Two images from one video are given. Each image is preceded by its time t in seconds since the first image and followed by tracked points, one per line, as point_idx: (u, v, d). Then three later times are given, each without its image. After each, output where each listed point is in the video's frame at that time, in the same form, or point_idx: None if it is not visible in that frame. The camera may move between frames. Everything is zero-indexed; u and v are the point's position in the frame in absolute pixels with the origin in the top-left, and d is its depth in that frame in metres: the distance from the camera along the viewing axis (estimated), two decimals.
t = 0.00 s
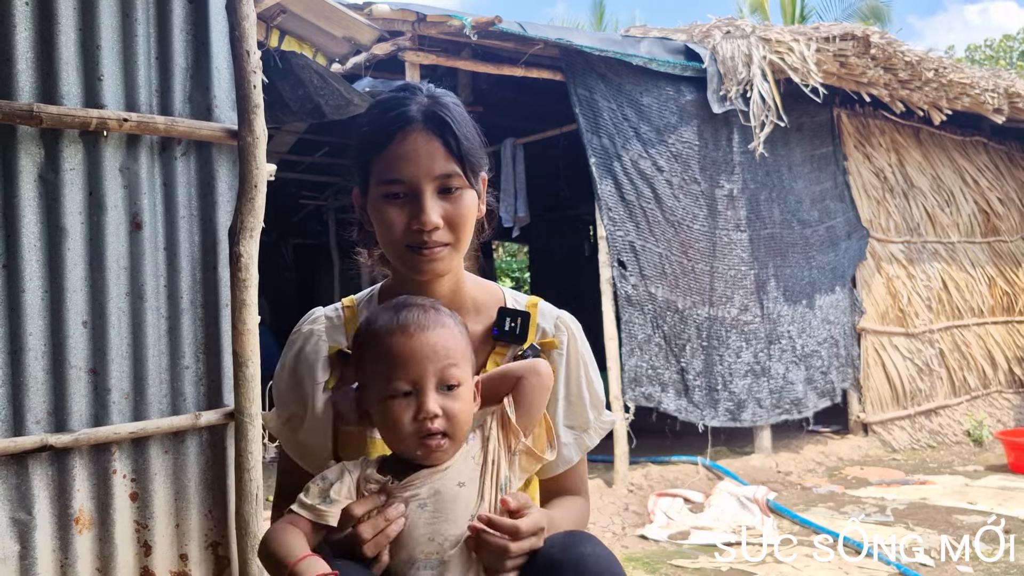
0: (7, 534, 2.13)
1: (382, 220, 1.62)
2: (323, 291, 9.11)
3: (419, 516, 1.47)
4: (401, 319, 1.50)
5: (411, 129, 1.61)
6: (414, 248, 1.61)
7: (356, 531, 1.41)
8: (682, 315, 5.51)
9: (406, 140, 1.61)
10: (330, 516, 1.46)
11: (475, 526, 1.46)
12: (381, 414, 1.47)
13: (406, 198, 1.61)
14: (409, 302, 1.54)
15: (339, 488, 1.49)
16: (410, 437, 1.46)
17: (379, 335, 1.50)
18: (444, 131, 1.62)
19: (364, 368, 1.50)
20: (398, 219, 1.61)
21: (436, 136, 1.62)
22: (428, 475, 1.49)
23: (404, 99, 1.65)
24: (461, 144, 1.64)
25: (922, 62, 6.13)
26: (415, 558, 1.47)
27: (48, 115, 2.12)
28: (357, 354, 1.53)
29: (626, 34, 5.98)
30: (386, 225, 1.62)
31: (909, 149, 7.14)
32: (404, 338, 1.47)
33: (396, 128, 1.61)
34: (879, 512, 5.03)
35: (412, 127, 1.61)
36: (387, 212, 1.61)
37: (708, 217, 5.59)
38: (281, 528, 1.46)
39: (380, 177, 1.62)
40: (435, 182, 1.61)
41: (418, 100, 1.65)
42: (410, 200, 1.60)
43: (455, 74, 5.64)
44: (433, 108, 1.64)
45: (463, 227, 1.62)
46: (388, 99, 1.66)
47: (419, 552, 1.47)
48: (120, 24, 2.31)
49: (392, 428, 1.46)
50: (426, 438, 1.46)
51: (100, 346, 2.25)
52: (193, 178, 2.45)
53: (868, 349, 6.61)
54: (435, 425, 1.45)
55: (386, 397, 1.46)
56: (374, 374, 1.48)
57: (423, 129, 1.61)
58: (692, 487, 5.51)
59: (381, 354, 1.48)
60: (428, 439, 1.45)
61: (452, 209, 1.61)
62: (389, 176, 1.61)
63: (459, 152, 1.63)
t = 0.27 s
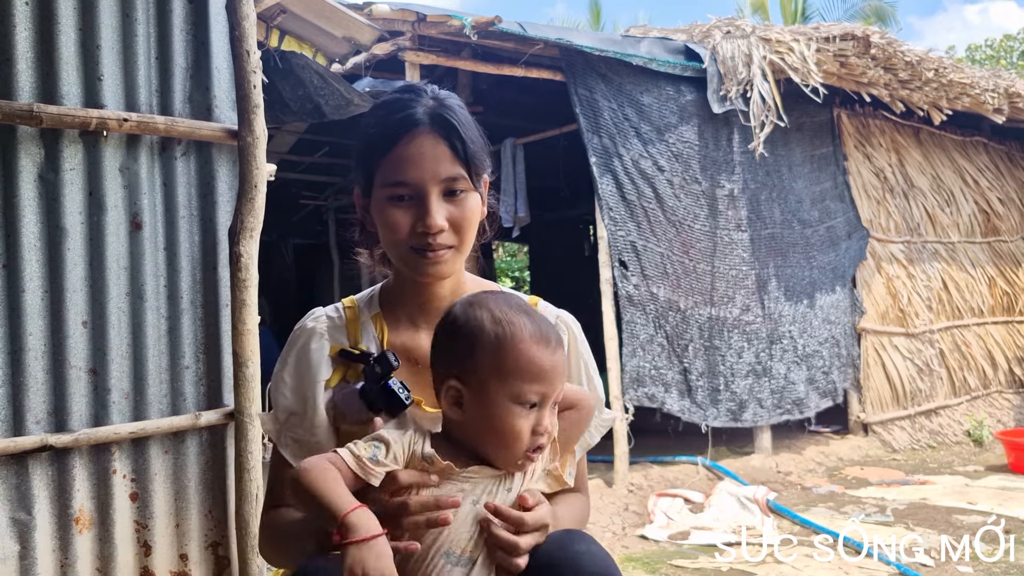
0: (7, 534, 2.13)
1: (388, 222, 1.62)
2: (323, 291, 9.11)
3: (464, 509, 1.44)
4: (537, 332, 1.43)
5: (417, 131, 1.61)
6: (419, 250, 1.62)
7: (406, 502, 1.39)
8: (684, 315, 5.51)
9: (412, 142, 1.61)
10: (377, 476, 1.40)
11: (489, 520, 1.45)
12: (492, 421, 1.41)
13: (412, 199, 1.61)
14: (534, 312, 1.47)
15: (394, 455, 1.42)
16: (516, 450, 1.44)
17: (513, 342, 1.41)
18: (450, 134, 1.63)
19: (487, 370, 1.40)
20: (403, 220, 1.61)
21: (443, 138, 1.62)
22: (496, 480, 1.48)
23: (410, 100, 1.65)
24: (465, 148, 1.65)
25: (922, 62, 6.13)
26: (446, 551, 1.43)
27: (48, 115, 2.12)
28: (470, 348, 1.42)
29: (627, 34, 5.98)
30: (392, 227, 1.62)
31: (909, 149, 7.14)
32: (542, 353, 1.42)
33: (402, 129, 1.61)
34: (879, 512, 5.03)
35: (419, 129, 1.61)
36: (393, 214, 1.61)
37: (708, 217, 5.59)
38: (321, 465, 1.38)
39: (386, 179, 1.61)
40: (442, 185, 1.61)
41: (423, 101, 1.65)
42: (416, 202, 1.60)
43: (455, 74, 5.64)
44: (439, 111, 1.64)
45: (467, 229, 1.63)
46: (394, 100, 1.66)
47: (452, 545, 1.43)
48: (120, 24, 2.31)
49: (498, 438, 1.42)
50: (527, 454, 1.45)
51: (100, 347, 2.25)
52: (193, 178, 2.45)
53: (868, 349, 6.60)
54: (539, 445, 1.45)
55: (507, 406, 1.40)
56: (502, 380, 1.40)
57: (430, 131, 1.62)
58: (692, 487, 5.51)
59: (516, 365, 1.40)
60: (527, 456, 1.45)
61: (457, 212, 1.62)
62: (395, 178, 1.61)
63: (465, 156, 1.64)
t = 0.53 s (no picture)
0: (7, 534, 2.13)
1: (390, 221, 1.61)
2: (323, 291, 9.10)
3: (451, 514, 1.42)
4: (562, 365, 1.38)
5: (418, 130, 1.60)
6: (420, 249, 1.61)
7: (415, 489, 1.37)
8: (686, 315, 5.51)
9: (413, 141, 1.60)
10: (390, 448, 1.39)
11: (474, 535, 1.42)
12: (507, 449, 1.37)
13: (413, 199, 1.60)
14: (559, 340, 1.41)
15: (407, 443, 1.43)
16: (525, 475, 1.40)
17: (536, 373, 1.36)
18: (452, 134, 1.63)
19: (508, 398, 1.35)
20: (404, 218, 1.60)
21: (444, 138, 1.62)
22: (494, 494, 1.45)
23: (412, 99, 1.64)
24: (466, 147, 1.64)
25: (922, 62, 6.12)
26: (429, 552, 1.41)
27: (48, 115, 2.12)
28: (493, 372, 1.37)
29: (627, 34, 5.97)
30: (395, 226, 1.61)
31: (909, 149, 7.13)
32: (564, 387, 1.37)
33: (403, 128, 1.60)
34: (879, 512, 5.02)
35: (421, 127, 1.60)
36: (394, 213, 1.61)
37: (709, 217, 5.59)
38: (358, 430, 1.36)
39: (387, 177, 1.61)
40: (443, 184, 1.60)
41: (425, 100, 1.64)
42: (417, 201, 1.60)
43: (455, 74, 5.63)
44: (440, 109, 1.64)
45: (467, 228, 1.63)
46: (395, 99, 1.66)
47: (436, 548, 1.41)
48: (119, 23, 2.30)
49: (509, 466, 1.39)
50: (536, 482, 1.42)
51: (100, 347, 2.24)
52: (192, 178, 2.44)
53: (868, 350, 6.60)
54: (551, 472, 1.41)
55: (523, 437, 1.36)
56: (522, 410, 1.35)
57: (431, 130, 1.61)
58: (692, 487, 5.51)
59: (537, 396, 1.35)
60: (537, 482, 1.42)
61: (458, 211, 1.61)
62: (396, 177, 1.60)
63: (466, 155, 1.63)
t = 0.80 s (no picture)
0: (7, 535, 2.12)
1: (378, 228, 1.61)
2: (323, 291, 9.11)
3: (404, 522, 1.36)
4: (503, 350, 1.30)
5: (408, 136, 1.59)
6: (407, 257, 1.61)
7: (361, 502, 1.32)
8: (687, 315, 5.51)
9: (403, 148, 1.59)
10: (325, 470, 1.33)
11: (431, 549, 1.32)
12: (459, 442, 1.32)
13: (401, 206, 1.60)
14: (499, 324, 1.33)
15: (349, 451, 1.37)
16: (482, 465, 1.35)
17: (477, 366, 1.28)
18: (440, 141, 1.60)
19: (452, 394, 1.28)
20: (391, 226, 1.60)
21: (433, 145, 1.60)
22: (452, 492, 1.38)
23: (404, 105, 1.63)
24: (458, 153, 1.62)
25: (922, 62, 6.13)
26: (386, 562, 1.35)
27: (48, 115, 2.12)
28: (432, 370, 1.30)
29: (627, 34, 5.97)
30: (382, 233, 1.61)
31: (909, 149, 7.13)
32: (507, 373, 1.30)
33: (392, 135, 1.59)
34: (879, 513, 5.02)
35: (409, 135, 1.59)
36: (382, 220, 1.61)
37: (709, 217, 5.59)
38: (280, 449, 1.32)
39: (376, 184, 1.61)
40: (431, 193, 1.59)
41: (417, 105, 1.63)
42: (404, 209, 1.59)
43: (455, 74, 5.63)
44: (431, 115, 1.62)
45: (456, 236, 1.61)
46: (388, 104, 1.65)
47: (395, 557, 1.35)
48: (119, 23, 2.30)
49: (465, 458, 1.33)
50: (495, 469, 1.36)
51: (100, 347, 2.24)
52: (192, 178, 2.44)
53: (868, 350, 6.60)
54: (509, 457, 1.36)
55: (474, 429, 1.30)
56: (468, 404, 1.29)
57: (420, 137, 1.59)
58: (692, 487, 5.51)
59: (481, 388, 1.28)
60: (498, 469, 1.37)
61: (446, 219, 1.60)
62: (386, 184, 1.60)
63: (455, 162, 1.61)
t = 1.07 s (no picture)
0: (7, 535, 2.12)
1: (360, 227, 1.62)
2: (323, 291, 9.11)
3: (350, 520, 1.33)
4: (441, 346, 1.29)
5: (389, 136, 1.58)
6: (388, 256, 1.61)
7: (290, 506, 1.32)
8: (688, 315, 5.51)
9: (384, 148, 1.58)
10: (251, 482, 1.35)
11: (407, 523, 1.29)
12: (400, 442, 1.30)
13: (382, 206, 1.60)
14: (437, 319, 1.32)
15: (265, 463, 1.37)
16: (425, 463, 1.32)
17: (413, 363, 1.27)
18: (422, 141, 1.58)
19: (390, 392, 1.28)
20: (373, 226, 1.60)
21: (414, 145, 1.58)
22: (392, 487, 1.34)
23: (386, 103, 1.61)
24: (440, 151, 1.60)
25: (922, 62, 6.13)
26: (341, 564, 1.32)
27: (48, 115, 2.12)
28: (368, 368, 1.29)
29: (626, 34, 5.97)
30: (364, 232, 1.61)
31: (909, 149, 7.13)
32: (444, 369, 1.29)
33: (374, 136, 1.58)
34: (879, 512, 5.02)
35: (390, 135, 1.58)
36: (364, 220, 1.61)
37: (709, 217, 5.59)
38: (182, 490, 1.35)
39: (358, 184, 1.61)
40: (412, 193, 1.59)
41: (400, 103, 1.61)
42: (386, 209, 1.59)
43: (455, 74, 5.63)
44: (413, 113, 1.60)
45: (438, 236, 1.61)
46: (371, 101, 1.63)
47: (347, 559, 1.32)
48: (119, 24, 2.30)
49: (405, 458, 1.32)
50: (439, 469, 1.35)
51: (100, 347, 2.24)
52: (192, 178, 2.44)
53: (868, 350, 6.60)
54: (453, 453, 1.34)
55: (414, 428, 1.29)
56: (406, 404, 1.28)
57: (401, 138, 1.58)
58: (691, 487, 5.51)
59: (416, 386, 1.27)
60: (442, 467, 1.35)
61: (428, 219, 1.59)
62: (367, 184, 1.59)
63: (437, 162, 1.59)
